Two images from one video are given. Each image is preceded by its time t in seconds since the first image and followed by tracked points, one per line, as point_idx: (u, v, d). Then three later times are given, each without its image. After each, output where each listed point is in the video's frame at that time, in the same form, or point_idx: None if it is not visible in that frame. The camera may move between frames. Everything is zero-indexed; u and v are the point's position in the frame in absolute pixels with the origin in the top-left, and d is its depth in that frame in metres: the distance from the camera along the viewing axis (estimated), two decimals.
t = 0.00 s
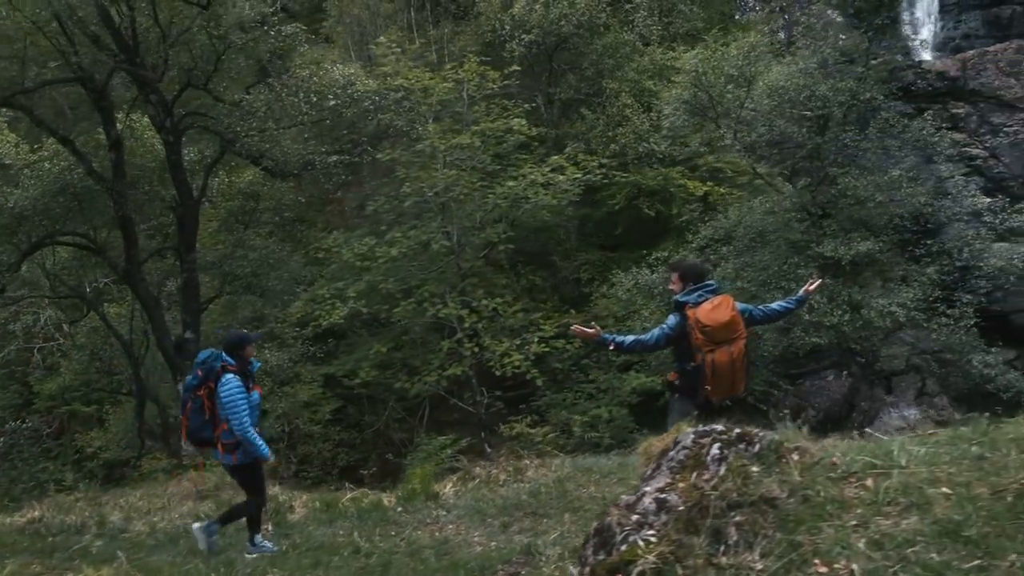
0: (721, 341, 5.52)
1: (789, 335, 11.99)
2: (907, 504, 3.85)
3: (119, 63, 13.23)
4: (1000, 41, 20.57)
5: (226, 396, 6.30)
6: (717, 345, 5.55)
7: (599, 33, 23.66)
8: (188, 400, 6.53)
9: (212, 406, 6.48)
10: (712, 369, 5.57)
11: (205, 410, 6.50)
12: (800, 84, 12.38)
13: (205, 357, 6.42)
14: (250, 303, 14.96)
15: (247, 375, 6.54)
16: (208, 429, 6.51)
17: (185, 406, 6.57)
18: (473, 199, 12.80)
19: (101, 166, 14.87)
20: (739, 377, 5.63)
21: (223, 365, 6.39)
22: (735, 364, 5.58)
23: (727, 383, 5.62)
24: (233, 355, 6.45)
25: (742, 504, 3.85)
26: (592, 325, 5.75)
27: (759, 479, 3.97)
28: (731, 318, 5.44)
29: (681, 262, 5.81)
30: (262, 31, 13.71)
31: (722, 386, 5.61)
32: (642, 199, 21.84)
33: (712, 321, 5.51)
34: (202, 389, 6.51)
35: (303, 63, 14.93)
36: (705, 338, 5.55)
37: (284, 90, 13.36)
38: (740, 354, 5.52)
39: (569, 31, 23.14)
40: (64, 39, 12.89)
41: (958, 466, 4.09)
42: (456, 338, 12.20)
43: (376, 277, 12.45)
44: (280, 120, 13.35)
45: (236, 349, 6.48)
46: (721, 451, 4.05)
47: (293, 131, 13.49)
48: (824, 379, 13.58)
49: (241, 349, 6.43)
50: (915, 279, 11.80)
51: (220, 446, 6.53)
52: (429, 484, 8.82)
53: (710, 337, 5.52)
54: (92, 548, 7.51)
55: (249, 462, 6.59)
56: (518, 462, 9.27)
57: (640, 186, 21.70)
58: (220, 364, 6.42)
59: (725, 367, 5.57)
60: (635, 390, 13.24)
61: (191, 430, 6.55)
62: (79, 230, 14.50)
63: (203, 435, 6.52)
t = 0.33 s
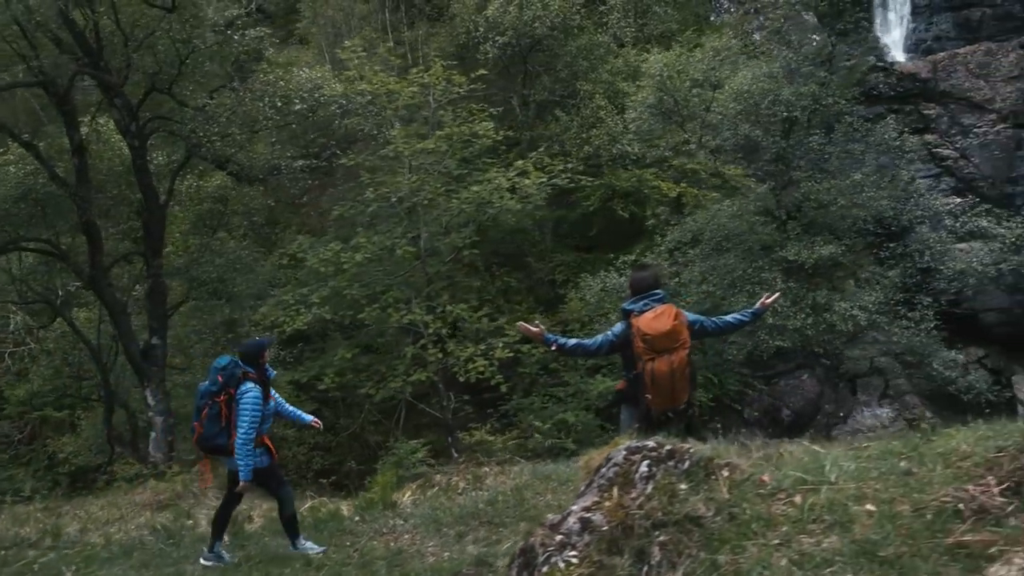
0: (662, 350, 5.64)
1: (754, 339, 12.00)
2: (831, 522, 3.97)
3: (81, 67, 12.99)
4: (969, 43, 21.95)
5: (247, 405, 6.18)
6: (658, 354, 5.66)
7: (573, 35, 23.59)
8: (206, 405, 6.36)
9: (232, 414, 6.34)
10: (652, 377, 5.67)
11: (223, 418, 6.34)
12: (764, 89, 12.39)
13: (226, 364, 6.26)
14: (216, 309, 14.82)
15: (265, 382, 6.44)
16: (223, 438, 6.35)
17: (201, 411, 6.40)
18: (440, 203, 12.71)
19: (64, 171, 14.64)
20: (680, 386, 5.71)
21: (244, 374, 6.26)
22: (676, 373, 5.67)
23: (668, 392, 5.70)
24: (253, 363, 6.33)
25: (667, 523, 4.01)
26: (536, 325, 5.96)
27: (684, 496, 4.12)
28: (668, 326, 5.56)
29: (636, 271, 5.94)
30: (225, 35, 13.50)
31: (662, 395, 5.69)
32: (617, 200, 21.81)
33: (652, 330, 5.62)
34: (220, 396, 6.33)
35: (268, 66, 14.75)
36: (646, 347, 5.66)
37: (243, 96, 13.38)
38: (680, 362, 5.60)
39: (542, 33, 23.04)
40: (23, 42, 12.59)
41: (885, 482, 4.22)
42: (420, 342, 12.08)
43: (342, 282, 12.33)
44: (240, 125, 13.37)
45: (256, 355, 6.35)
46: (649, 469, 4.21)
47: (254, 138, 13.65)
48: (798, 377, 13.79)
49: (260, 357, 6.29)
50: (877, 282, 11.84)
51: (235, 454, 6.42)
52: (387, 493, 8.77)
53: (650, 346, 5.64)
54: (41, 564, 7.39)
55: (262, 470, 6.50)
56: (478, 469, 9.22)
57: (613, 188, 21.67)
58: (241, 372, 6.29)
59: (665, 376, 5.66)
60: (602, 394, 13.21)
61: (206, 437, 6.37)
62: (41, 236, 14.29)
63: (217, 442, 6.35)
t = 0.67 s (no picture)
0: (596, 364, 5.76)
1: (715, 344, 11.96)
2: (756, 543, 4.14)
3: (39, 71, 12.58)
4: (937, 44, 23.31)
5: (245, 404, 6.24)
6: (593, 367, 5.78)
7: (544, 37, 23.40)
8: (197, 411, 6.36)
9: (225, 417, 6.36)
10: (586, 391, 5.80)
11: (217, 422, 6.35)
12: (726, 93, 12.47)
13: (216, 367, 6.29)
14: (176, 316, 14.76)
15: (256, 383, 6.49)
16: (218, 442, 6.36)
17: (192, 417, 6.39)
18: (401, 210, 12.56)
19: (21, 177, 14.33)
20: (615, 401, 5.81)
21: (236, 375, 6.30)
22: (610, 387, 5.78)
23: (603, 405, 5.82)
24: (243, 364, 6.37)
25: (591, 546, 4.26)
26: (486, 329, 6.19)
27: (612, 518, 4.39)
28: (602, 341, 5.67)
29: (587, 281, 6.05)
30: (186, 40, 13.21)
31: (597, 407, 5.82)
32: (587, 202, 21.75)
33: (588, 344, 5.74)
34: (212, 400, 6.36)
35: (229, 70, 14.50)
36: (582, 359, 5.79)
37: (202, 101, 13.33)
38: (613, 377, 5.72)
39: (513, 35, 22.83)
40: None
41: (813, 501, 4.44)
42: (382, 349, 11.95)
43: (301, 290, 12.18)
44: (201, 132, 13.40)
45: (245, 356, 6.41)
46: (577, 490, 4.51)
47: (215, 143, 13.70)
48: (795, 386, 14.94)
49: (249, 357, 6.35)
50: (836, 284, 11.83)
51: (230, 456, 6.42)
52: (343, 505, 8.73)
53: (586, 358, 5.77)
54: None
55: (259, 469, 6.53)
56: (434, 479, 9.17)
57: (584, 189, 21.62)
58: (233, 374, 6.32)
59: (600, 390, 5.79)
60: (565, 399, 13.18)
61: (201, 442, 6.35)
62: None
63: (212, 447, 6.35)
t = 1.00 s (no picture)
0: (529, 383, 6.07)
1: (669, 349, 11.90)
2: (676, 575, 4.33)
3: None
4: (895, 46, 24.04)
5: (234, 421, 6.45)
6: (528, 386, 6.09)
7: (507, 38, 22.69)
8: (185, 433, 6.54)
9: (213, 436, 6.55)
10: (521, 410, 6.12)
11: (206, 441, 6.54)
12: (680, 98, 12.48)
13: (201, 387, 6.46)
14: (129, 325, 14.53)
15: (242, 397, 6.66)
16: (209, 461, 6.56)
17: (181, 440, 6.56)
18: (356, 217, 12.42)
19: None
20: (550, 419, 6.11)
21: (222, 393, 6.46)
22: (545, 406, 6.08)
23: (538, 424, 6.13)
24: (227, 381, 6.55)
25: None
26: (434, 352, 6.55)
27: (530, 551, 4.70)
28: (534, 360, 5.97)
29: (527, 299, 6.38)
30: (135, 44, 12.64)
31: (532, 425, 6.13)
32: (551, 204, 21.48)
33: (522, 364, 6.05)
34: (199, 420, 6.54)
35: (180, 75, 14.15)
36: (517, 379, 6.10)
37: (149, 108, 13.21)
38: (546, 396, 6.03)
39: (476, 37, 22.21)
40: None
41: (737, 531, 4.63)
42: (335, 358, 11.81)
43: (253, 299, 11.98)
44: (150, 138, 13.27)
45: (229, 372, 6.54)
46: (498, 522, 4.93)
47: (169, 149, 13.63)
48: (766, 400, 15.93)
49: (233, 374, 6.52)
50: (790, 289, 11.88)
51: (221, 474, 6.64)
52: (291, 523, 8.71)
53: (521, 378, 6.08)
54: None
55: (250, 485, 6.76)
56: (383, 492, 9.10)
57: (547, 191, 21.42)
58: (218, 393, 6.50)
59: (535, 409, 6.10)
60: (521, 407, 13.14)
61: (191, 463, 6.54)
62: None
63: (203, 467, 6.55)
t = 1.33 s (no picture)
0: (484, 399, 6.06)
1: (629, 356, 11.90)
2: None
3: None
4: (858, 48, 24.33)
5: (214, 433, 6.27)
6: (483, 402, 6.08)
7: (473, 41, 22.50)
8: (163, 444, 6.39)
9: (192, 449, 6.40)
10: (477, 426, 6.10)
11: (184, 454, 6.38)
12: (641, 104, 12.50)
13: (182, 397, 6.32)
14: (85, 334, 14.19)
15: (224, 410, 6.52)
16: (187, 475, 6.40)
17: (158, 450, 6.41)
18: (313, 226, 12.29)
19: None
20: (507, 434, 6.13)
21: (203, 403, 6.32)
22: (502, 421, 6.09)
23: (495, 439, 6.13)
24: (209, 392, 6.40)
25: None
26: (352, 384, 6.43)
27: None
28: (492, 374, 5.98)
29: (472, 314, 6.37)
30: (84, 50, 12.28)
31: (491, 441, 6.12)
32: (518, 207, 21.27)
33: (478, 379, 6.02)
34: (179, 432, 6.38)
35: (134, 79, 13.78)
36: (473, 395, 6.06)
37: (101, 114, 12.63)
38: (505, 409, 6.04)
39: (442, 40, 21.94)
40: None
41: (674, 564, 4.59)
42: (293, 369, 11.68)
43: (211, 309, 11.78)
44: (105, 146, 12.85)
45: (210, 383, 6.42)
46: (429, 558, 4.99)
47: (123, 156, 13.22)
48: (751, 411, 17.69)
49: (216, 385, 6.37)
50: (750, 296, 11.94)
51: (200, 490, 6.48)
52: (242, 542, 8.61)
53: (477, 393, 6.05)
54: None
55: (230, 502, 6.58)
56: (337, 507, 9.00)
57: (514, 195, 21.27)
58: (200, 403, 6.35)
59: (492, 424, 6.09)
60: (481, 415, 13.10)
61: (168, 476, 6.39)
62: None
63: (180, 480, 6.40)
